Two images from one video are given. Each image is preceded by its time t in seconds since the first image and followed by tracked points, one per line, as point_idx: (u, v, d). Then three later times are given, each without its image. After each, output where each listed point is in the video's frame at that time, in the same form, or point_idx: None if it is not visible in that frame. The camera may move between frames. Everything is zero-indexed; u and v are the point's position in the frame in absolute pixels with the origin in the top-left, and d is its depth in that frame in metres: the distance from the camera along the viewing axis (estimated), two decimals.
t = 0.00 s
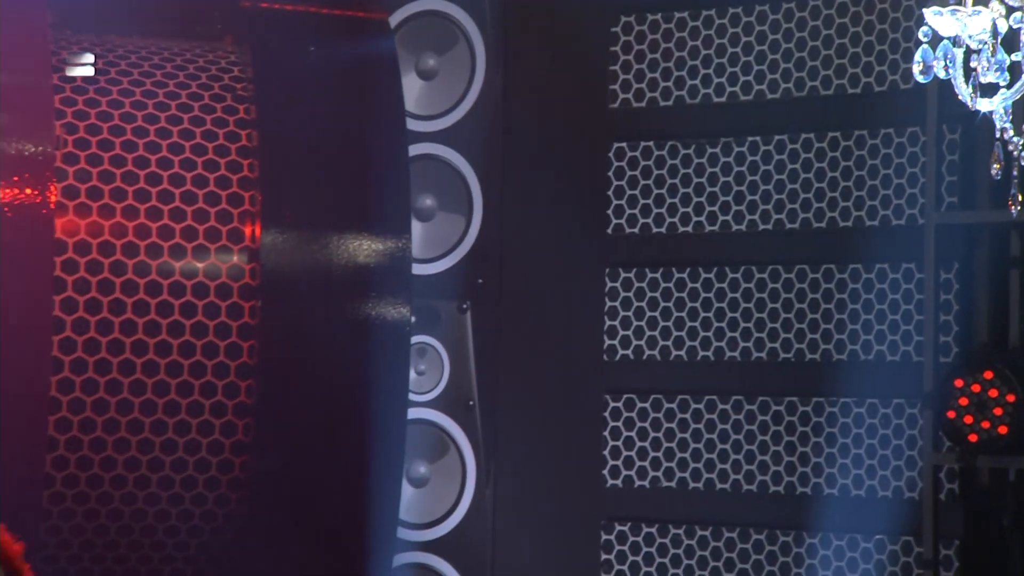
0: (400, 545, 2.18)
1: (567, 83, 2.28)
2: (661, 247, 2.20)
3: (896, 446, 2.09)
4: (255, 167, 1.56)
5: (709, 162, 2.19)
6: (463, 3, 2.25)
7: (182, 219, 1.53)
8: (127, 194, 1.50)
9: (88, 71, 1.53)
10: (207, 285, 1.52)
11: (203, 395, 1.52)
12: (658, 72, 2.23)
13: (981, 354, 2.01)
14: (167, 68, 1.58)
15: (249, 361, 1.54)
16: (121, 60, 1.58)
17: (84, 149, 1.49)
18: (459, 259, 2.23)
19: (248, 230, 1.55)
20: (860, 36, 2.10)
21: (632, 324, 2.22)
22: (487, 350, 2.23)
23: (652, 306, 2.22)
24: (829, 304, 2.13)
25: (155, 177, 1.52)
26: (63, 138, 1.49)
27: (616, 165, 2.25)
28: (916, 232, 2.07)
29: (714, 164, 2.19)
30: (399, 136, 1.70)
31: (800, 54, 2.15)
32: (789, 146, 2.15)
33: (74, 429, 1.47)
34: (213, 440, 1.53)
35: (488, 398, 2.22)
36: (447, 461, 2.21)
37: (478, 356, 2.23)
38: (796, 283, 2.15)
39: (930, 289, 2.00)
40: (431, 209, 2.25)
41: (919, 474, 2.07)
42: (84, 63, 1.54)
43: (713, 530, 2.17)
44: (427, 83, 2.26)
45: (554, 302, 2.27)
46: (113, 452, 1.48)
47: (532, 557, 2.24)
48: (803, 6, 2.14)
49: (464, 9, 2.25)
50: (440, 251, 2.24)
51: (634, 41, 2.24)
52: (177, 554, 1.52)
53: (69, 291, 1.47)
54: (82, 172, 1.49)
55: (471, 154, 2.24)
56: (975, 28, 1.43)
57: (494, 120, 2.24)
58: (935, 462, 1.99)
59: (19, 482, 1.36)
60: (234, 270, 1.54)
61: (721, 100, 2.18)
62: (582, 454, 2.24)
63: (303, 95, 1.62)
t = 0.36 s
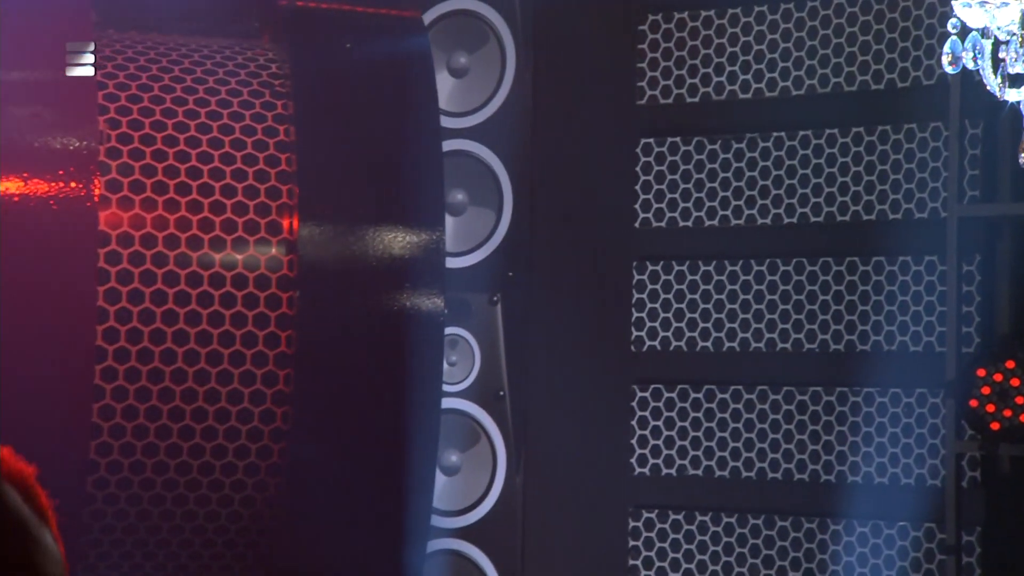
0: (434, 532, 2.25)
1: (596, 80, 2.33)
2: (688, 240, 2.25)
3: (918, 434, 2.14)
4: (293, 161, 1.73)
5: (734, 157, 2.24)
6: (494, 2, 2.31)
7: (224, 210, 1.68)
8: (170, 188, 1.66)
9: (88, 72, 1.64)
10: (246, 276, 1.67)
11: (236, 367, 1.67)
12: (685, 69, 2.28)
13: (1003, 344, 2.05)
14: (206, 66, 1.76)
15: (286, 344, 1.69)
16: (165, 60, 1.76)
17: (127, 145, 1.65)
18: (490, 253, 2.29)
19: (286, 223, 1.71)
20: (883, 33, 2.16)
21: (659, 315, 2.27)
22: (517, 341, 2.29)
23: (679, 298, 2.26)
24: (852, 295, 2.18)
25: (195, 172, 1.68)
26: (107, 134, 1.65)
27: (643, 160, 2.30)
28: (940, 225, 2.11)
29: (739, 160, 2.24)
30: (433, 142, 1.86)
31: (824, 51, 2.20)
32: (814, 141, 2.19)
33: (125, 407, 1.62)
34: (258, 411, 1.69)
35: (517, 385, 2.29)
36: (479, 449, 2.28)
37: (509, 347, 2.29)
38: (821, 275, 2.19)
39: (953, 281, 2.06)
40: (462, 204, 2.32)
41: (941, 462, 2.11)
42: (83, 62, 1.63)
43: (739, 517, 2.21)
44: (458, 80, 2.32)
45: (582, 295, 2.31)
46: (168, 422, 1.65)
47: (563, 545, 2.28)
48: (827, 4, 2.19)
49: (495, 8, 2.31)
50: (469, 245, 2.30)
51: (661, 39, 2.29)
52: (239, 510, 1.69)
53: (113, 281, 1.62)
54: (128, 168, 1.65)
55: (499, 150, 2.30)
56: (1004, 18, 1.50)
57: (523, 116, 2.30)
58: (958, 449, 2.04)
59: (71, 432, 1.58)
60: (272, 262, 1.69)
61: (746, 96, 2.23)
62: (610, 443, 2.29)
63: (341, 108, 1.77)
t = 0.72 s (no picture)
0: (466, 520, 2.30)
1: (621, 77, 2.37)
2: (713, 234, 2.29)
3: (941, 423, 2.18)
4: (331, 155, 1.70)
5: (759, 152, 2.28)
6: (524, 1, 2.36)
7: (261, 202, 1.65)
8: (208, 180, 1.63)
9: (89, 72, 1.59)
10: (283, 269, 1.65)
11: (273, 356, 1.64)
12: (710, 66, 2.32)
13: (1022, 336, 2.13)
14: (242, 62, 1.75)
15: (323, 340, 1.66)
16: (201, 54, 1.73)
17: (165, 138, 1.62)
18: (519, 246, 2.34)
19: (321, 216, 1.67)
20: (906, 30, 2.20)
21: (684, 307, 2.32)
22: (545, 333, 2.36)
23: (704, 290, 2.31)
24: (875, 287, 2.21)
25: (233, 164, 1.65)
26: (144, 128, 1.61)
27: (669, 155, 2.34)
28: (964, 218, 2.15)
29: (764, 154, 2.28)
30: (467, 128, 1.83)
31: (848, 48, 2.24)
32: (837, 137, 2.24)
33: (164, 399, 1.59)
34: (295, 402, 1.65)
35: (546, 373, 2.35)
36: (509, 440, 2.34)
37: (538, 338, 2.36)
38: (844, 267, 2.23)
39: (976, 273, 2.14)
40: (490, 199, 2.36)
41: (964, 450, 2.15)
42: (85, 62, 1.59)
43: (764, 505, 2.25)
44: (487, 77, 2.37)
45: (609, 287, 2.36)
46: (207, 414, 1.61)
47: (590, 532, 2.33)
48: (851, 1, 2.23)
49: (524, 7, 2.36)
50: (499, 239, 2.35)
51: (687, 36, 2.33)
52: (274, 501, 1.67)
53: (151, 274, 1.58)
54: (166, 160, 1.61)
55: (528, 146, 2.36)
56: None
57: (552, 114, 2.37)
58: (979, 438, 2.12)
59: (111, 428, 1.56)
60: (309, 255, 1.66)
61: (771, 92, 2.28)
62: (636, 432, 2.32)
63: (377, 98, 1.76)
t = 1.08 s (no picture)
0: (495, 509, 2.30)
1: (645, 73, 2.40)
2: (736, 227, 2.33)
3: (960, 413, 2.22)
4: (359, 148, 1.77)
5: (781, 147, 2.32)
6: None
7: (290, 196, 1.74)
8: (240, 175, 1.72)
9: (88, 72, 1.65)
10: (314, 259, 1.72)
11: (304, 345, 1.71)
12: (733, 62, 2.36)
13: None
14: (272, 59, 1.82)
15: (352, 328, 1.73)
16: (231, 51, 1.81)
17: (198, 132, 1.71)
18: (545, 239, 2.34)
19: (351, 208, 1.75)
20: (926, 26, 2.24)
21: (708, 299, 2.36)
22: (570, 325, 2.33)
23: (727, 283, 2.34)
24: (897, 279, 2.24)
25: (263, 159, 1.74)
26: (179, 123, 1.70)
27: (692, 149, 2.38)
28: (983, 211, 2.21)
29: (786, 149, 2.32)
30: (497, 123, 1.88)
31: (870, 43, 2.27)
32: (858, 131, 2.27)
33: (198, 384, 1.67)
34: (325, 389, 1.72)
35: (571, 369, 2.33)
36: (534, 430, 2.34)
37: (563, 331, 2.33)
38: (866, 260, 2.26)
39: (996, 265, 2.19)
40: (516, 193, 2.37)
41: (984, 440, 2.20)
42: (83, 62, 1.65)
43: (786, 494, 2.28)
44: (513, 74, 2.39)
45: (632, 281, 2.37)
46: (238, 398, 1.69)
47: (615, 527, 2.33)
48: None
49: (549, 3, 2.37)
50: (525, 232, 2.35)
51: (709, 32, 2.38)
52: (306, 484, 1.74)
53: (185, 264, 1.67)
54: (199, 155, 1.70)
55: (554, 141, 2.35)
56: None
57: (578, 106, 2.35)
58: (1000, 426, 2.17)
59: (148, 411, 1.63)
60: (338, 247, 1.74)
61: (793, 87, 2.31)
62: (660, 423, 2.36)
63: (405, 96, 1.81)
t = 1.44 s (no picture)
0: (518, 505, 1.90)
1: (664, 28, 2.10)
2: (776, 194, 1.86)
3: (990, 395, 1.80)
4: (383, 114, 1.45)
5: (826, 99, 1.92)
6: None
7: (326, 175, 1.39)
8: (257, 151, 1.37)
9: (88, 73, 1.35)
10: (340, 252, 1.37)
11: (340, 359, 1.37)
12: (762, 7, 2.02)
13: None
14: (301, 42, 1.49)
15: (378, 321, 1.38)
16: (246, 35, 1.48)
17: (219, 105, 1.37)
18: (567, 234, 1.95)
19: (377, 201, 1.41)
20: None
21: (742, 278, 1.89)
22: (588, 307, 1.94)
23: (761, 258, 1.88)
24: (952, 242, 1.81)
25: (299, 138, 1.40)
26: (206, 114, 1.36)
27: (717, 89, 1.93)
28: None
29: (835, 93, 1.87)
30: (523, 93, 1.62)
31: None
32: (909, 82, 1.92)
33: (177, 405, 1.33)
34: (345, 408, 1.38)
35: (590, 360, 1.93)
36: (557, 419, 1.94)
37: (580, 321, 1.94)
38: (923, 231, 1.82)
39: None
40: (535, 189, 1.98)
41: None
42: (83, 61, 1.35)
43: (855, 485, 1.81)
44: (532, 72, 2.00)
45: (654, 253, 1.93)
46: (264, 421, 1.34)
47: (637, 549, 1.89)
48: None
49: None
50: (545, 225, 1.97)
51: None
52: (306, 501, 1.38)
53: (212, 256, 1.32)
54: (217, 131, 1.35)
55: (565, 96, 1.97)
56: None
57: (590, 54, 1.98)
58: None
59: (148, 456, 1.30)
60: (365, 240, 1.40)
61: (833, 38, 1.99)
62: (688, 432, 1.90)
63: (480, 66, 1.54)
